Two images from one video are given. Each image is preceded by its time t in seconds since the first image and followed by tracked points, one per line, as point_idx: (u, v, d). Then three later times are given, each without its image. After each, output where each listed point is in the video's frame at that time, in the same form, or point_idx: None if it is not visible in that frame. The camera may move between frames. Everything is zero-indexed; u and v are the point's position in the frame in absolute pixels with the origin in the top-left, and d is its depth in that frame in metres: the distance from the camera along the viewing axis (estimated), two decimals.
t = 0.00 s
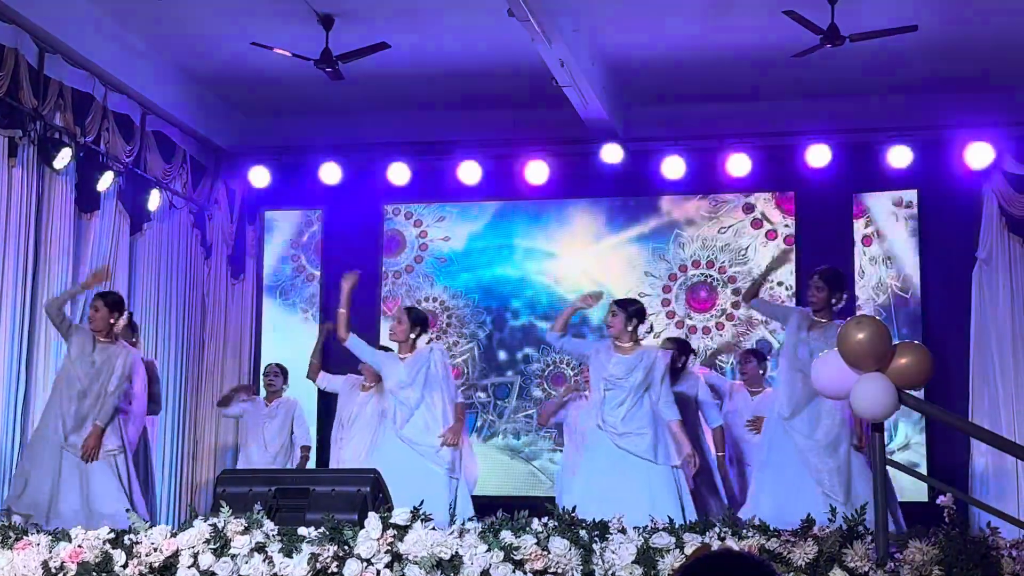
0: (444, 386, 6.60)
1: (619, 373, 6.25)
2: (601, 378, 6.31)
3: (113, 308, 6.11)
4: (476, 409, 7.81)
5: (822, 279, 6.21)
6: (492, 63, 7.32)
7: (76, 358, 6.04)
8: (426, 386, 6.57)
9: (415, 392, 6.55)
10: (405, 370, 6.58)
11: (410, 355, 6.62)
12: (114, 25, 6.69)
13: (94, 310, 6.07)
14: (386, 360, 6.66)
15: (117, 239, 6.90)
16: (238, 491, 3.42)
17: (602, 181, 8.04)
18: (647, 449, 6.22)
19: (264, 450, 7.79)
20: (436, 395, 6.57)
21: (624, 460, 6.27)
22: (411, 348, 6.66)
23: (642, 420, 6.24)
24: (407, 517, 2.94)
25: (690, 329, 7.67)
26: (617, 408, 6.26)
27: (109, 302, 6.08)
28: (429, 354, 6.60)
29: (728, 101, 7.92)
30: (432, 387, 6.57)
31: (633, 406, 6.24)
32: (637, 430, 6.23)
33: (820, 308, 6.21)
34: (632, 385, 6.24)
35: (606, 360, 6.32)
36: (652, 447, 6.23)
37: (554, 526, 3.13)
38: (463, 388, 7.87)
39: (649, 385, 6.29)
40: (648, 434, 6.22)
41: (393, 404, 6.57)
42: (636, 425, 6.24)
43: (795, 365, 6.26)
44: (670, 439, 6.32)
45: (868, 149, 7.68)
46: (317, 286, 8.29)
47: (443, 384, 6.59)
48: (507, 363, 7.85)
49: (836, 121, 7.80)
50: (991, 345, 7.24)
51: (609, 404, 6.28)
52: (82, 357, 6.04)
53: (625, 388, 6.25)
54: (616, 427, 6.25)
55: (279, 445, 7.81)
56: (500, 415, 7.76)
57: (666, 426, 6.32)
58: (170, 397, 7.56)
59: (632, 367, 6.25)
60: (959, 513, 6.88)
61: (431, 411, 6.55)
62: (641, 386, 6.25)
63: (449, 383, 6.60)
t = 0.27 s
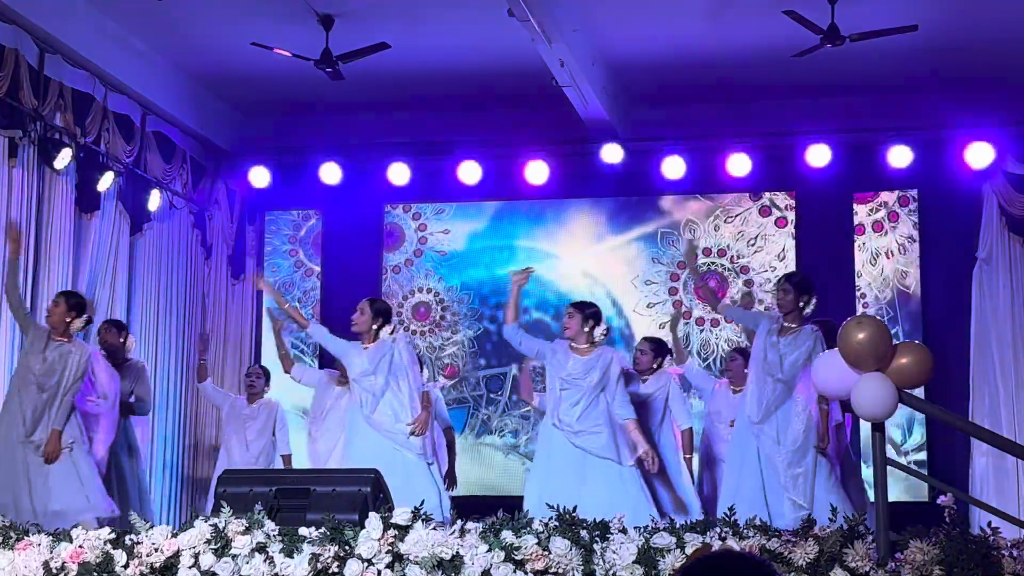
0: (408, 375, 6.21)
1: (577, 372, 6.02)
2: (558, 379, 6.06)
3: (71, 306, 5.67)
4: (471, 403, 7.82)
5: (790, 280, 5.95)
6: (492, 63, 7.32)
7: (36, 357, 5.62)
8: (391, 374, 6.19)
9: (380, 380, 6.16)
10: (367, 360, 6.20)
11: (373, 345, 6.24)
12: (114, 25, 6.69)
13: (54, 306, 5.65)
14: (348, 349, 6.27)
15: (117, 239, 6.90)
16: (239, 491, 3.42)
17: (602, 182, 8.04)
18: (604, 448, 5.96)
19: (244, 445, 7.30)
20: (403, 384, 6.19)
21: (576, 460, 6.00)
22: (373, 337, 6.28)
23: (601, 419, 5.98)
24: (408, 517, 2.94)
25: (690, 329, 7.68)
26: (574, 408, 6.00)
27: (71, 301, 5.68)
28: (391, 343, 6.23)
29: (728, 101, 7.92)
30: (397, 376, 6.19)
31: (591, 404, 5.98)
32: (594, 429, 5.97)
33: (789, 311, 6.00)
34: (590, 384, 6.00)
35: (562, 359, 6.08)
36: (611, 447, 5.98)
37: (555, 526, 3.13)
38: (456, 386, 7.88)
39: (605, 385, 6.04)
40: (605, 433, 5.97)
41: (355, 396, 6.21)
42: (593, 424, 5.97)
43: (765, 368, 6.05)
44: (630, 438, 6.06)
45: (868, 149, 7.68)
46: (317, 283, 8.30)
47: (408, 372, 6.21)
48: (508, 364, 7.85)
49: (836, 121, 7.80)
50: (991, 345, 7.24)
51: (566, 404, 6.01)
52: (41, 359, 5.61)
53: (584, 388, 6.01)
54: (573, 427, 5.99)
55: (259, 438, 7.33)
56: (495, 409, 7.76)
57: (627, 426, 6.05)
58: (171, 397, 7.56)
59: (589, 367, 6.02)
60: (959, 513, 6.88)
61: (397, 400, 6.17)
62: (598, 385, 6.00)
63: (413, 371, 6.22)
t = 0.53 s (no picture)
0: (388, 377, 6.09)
1: (552, 378, 6.01)
2: (535, 384, 6.06)
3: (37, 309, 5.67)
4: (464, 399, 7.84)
5: (763, 295, 5.71)
6: (494, 64, 7.32)
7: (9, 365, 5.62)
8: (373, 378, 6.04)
9: (363, 384, 6.01)
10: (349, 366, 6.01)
11: (353, 350, 6.04)
12: (116, 26, 6.69)
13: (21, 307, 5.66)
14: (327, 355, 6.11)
15: (118, 240, 6.90)
16: (240, 492, 3.42)
17: (602, 182, 8.06)
18: (579, 453, 5.96)
19: (214, 445, 7.03)
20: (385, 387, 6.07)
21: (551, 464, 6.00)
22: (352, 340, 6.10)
23: (578, 425, 5.98)
24: (410, 517, 2.95)
25: (694, 328, 7.66)
26: (552, 413, 5.99)
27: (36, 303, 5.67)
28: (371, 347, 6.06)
29: (730, 101, 7.91)
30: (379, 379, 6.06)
31: (568, 410, 5.98)
32: (570, 434, 5.97)
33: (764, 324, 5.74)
34: (566, 389, 5.99)
35: (538, 366, 6.09)
36: (585, 452, 5.98)
37: (556, 527, 3.13)
38: (451, 381, 7.90)
39: (581, 390, 6.04)
40: (581, 438, 5.97)
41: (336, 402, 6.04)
42: (570, 429, 5.97)
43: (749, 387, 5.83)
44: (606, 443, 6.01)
45: (870, 149, 7.67)
46: (317, 279, 8.28)
47: (389, 375, 6.08)
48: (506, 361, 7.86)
49: (838, 122, 7.80)
50: (992, 345, 7.24)
51: (543, 409, 6.01)
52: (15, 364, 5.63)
53: (561, 393, 6.00)
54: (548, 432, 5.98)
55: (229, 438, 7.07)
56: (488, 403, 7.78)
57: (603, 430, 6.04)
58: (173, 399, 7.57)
59: (564, 372, 6.02)
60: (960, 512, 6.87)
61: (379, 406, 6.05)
62: (575, 390, 6.00)
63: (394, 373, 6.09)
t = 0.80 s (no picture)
0: (387, 379, 5.83)
1: (542, 387, 5.62)
2: (524, 394, 5.67)
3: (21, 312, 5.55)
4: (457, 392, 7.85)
5: (759, 297, 5.68)
6: (498, 64, 7.32)
7: None
8: (370, 379, 5.80)
9: (360, 385, 5.77)
10: (346, 366, 5.79)
11: (348, 350, 5.82)
12: (119, 26, 6.69)
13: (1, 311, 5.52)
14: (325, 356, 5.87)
15: (121, 240, 6.90)
16: (243, 492, 3.42)
17: (605, 183, 8.08)
18: (570, 464, 5.56)
19: (207, 446, 6.98)
20: (381, 389, 5.81)
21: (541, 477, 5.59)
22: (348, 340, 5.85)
23: (568, 434, 5.59)
24: (413, 518, 2.94)
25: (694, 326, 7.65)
26: (544, 422, 5.58)
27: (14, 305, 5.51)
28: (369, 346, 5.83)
29: (733, 101, 7.92)
30: (375, 380, 5.80)
31: (561, 419, 5.58)
32: (561, 445, 5.56)
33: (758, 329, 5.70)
34: (559, 398, 5.60)
35: (528, 376, 5.72)
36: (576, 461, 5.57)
37: (559, 527, 3.13)
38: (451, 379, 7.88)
39: (573, 396, 5.67)
40: (573, 449, 5.56)
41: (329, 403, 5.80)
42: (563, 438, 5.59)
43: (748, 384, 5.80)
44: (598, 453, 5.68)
45: (873, 149, 7.67)
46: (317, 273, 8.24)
47: (386, 376, 5.82)
48: (501, 355, 7.86)
49: (842, 122, 7.79)
50: (996, 345, 7.24)
51: (533, 418, 5.59)
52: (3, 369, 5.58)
53: (552, 402, 5.61)
54: (537, 441, 5.56)
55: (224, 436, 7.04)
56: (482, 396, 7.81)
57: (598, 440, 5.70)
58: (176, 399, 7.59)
59: (555, 380, 5.63)
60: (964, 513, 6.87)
61: (375, 408, 5.79)
62: (567, 398, 5.62)
63: (392, 375, 5.82)
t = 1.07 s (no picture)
0: (389, 379, 5.66)
1: (544, 384, 5.45)
2: (528, 393, 5.50)
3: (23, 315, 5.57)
4: (453, 386, 7.87)
5: (762, 288, 5.37)
6: (503, 64, 7.32)
7: (2, 371, 5.56)
8: (373, 377, 5.62)
9: (361, 385, 5.57)
10: (348, 364, 5.60)
11: (351, 347, 5.63)
12: (125, 26, 6.70)
13: None
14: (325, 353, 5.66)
15: (126, 239, 6.91)
16: (249, 492, 3.43)
17: (609, 181, 8.03)
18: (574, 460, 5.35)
19: (211, 446, 7.00)
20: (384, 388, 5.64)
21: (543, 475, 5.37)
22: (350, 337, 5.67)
23: (572, 431, 5.41)
24: (418, 518, 2.94)
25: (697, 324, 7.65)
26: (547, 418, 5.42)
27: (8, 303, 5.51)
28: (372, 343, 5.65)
29: (738, 101, 7.92)
30: (377, 380, 5.63)
31: (566, 414, 5.42)
32: (564, 442, 5.38)
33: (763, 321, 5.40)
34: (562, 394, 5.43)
35: (532, 375, 5.54)
36: (579, 458, 5.37)
37: (564, 527, 3.12)
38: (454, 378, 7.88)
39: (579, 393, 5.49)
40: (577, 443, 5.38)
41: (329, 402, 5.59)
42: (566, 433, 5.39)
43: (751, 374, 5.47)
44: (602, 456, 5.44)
45: (879, 149, 7.66)
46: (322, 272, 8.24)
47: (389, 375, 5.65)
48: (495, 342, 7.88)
49: (848, 122, 7.79)
50: (1001, 345, 7.24)
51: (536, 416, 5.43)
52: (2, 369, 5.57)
53: (555, 400, 5.44)
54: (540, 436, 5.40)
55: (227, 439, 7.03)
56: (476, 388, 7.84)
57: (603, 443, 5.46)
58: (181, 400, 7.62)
59: (558, 376, 5.45)
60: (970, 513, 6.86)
61: (377, 408, 5.61)
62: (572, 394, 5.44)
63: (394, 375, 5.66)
